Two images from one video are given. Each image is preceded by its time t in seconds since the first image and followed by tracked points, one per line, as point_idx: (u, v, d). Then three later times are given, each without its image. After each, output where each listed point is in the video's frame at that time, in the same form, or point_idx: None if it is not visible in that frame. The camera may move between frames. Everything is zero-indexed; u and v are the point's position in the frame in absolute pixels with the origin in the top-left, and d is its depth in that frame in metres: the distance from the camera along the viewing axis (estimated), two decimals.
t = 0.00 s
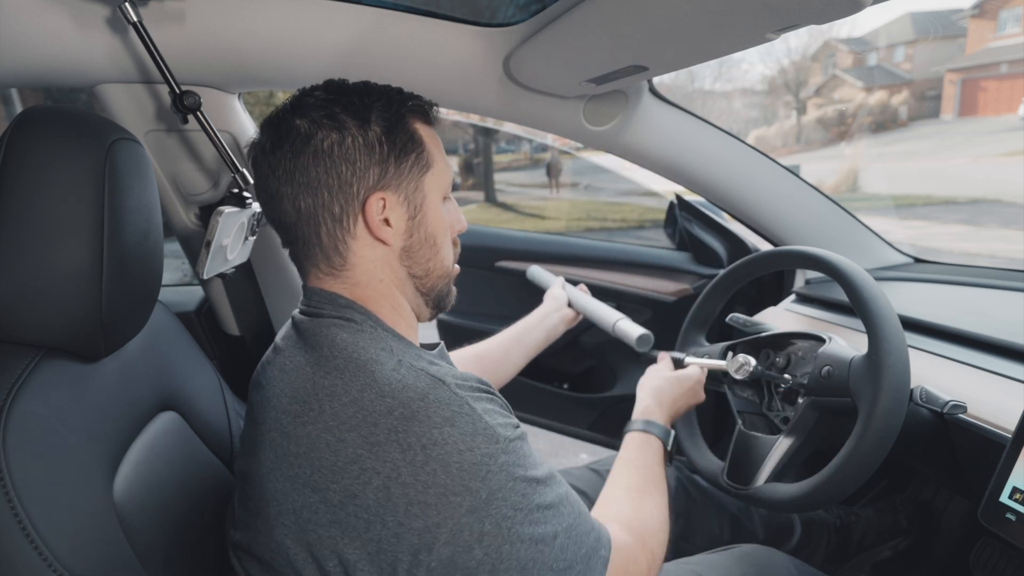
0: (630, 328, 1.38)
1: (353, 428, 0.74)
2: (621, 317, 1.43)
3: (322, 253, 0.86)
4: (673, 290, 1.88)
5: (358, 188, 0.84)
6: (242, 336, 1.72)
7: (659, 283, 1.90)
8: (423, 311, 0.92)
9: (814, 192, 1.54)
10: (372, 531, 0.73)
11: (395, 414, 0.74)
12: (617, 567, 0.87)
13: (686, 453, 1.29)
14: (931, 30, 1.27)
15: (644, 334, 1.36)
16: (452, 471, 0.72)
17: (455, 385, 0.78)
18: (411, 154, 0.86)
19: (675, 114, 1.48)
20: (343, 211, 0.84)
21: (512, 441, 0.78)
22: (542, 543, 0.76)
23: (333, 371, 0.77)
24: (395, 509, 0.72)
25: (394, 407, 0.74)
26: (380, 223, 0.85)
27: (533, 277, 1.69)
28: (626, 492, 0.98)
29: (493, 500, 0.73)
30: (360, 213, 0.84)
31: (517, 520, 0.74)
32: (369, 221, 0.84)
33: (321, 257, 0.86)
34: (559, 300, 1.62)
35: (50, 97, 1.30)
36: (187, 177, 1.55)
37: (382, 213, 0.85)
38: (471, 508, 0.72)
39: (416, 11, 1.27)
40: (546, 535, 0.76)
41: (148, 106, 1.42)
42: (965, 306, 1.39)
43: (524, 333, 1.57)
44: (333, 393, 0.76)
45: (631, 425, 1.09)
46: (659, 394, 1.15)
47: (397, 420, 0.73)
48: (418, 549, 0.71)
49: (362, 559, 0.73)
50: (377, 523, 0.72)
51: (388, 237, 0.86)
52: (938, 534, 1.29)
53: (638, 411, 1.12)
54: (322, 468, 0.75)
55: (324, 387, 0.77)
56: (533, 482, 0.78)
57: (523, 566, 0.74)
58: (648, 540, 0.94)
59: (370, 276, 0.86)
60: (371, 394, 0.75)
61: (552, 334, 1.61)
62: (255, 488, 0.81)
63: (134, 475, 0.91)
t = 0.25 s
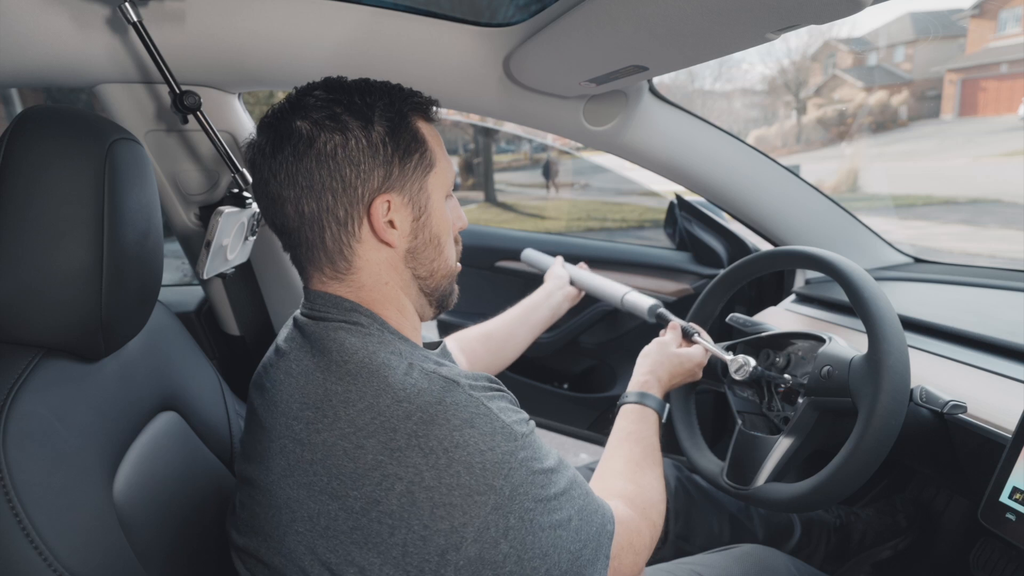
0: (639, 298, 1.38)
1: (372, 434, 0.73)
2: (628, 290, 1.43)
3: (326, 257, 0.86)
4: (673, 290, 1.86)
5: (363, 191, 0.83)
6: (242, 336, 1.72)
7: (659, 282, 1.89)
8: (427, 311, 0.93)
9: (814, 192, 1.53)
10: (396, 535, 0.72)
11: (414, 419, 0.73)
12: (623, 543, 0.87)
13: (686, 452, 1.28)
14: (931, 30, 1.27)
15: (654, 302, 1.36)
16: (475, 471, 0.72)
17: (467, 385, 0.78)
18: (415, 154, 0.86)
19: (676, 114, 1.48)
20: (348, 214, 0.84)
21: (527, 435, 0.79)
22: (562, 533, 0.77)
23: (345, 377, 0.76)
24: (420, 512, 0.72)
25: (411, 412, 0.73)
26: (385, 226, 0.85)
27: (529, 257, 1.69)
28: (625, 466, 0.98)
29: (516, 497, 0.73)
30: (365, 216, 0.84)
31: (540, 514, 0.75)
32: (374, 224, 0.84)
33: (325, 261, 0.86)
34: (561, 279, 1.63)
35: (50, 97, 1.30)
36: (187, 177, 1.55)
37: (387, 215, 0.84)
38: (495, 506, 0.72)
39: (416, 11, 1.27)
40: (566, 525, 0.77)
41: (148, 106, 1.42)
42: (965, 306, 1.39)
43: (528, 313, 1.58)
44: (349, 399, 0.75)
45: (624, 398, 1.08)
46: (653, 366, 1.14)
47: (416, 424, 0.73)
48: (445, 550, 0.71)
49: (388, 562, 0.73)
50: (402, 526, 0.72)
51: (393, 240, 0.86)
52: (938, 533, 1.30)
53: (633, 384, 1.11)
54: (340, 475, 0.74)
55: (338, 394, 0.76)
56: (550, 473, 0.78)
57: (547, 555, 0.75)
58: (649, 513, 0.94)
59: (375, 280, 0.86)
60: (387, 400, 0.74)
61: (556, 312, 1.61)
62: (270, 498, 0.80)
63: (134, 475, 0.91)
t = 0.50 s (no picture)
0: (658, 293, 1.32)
1: (378, 440, 0.73)
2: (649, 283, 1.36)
3: (329, 260, 0.86)
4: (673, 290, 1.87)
5: (367, 193, 0.83)
6: (242, 335, 1.72)
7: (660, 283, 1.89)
8: (430, 312, 0.93)
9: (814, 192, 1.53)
10: (402, 540, 0.73)
11: (420, 424, 0.73)
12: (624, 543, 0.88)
13: (686, 453, 1.28)
14: (931, 30, 1.27)
15: (673, 298, 1.30)
16: (483, 476, 0.72)
17: (473, 388, 0.78)
18: (418, 155, 0.86)
19: (676, 114, 1.48)
20: (351, 217, 0.84)
21: (532, 439, 0.79)
22: (568, 536, 0.77)
23: (351, 382, 0.76)
24: (426, 518, 0.72)
25: (418, 417, 0.73)
26: (389, 228, 0.85)
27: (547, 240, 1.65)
28: (627, 464, 0.98)
29: (523, 501, 0.74)
30: (369, 218, 0.84)
31: (547, 517, 0.75)
32: (377, 226, 0.84)
33: (328, 264, 0.86)
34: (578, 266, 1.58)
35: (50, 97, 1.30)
36: (187, 176, 1.55)
37: (390, 217, 0.85)
38: (503, 511, 0.73)
39: (416, 11, 1.27)
40: (572, 527, 0.78)
41: (148, 105, 1.42)
42: (965, 306, 1.39)
43: (540, 302, 1.58)
44: (354, 403, 0.75)
45: (630, 394, 1.08)
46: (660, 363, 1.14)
47: (422, 429, 0.73)
48: (452, 555, 0.72)
49: (394, 567, 0.73)
50: (409, 531, 0.72)
51: (396, 242, 0.86)
52: (938, 533, 1.30)
53: (638, 380, 1.11)
54: (345, 480, 0.74)
55: (343, 398, 0.76)
56: (556, 477, 0.78)
57: (553, 559, 0.75)
58: (651, 511, 0.94)
59: (378, 282, 0.86)
60: (393, 405, 0.74)
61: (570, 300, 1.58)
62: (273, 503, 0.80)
63: (134, 475, 0.91)
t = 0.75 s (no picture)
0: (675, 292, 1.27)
1: (378, 446, 0.73)
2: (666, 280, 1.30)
3: (331, 261, 0.86)
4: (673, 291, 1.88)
5: (369, 195, 0.83)
6: (242, 335, 1.72)
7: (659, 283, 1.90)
8: (432, 314, 0.93)
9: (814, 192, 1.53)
10: (402, 547, 0.72)
11: (421, 430, 0.73)
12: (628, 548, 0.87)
13: (687, 452, 1.28)
14: (931, 31, 1.27)
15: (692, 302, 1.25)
16: (483, 484, 0.72)
17: (475, 394, 0.78)
18: (421, 156, 0.86)
19: (676, 114, 1.48)
20: (354, 218, 0.84)
21: (534, 446, 0.79)
22: (570, 545, 0.77)
23: (352, 387, 0.76)
24: (427, 526, 0.72)
25: (419, 423, 0.73)
26: (391, 230, 0.85)
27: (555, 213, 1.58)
28: (629, 467, 0.98)
29: (525, 510, 0.74)
30: (372, 220, 0.84)
31: (548, 526, 0.75)
32: (380, 228, 0.84)
33: (330, 265, 0.86)
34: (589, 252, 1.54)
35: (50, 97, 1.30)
36: (187, 176, 1.55)
37: (393, 218, 0.85)
38: (503, 519, 0.72)
39: (416, 11, 1.27)
40: (575, 535, 0.78)
41: (148, 105, 1.42)
42: (965, 306, 1.39)
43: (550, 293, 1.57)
44: (355, 409, 0.75)
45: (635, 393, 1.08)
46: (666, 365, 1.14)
47: (424, 436, 0.73)
48: (453, 563, 0.71)
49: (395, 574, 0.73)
50: (409, 539, 0.72)
51: (399, 243, 0.86)
52: (938, 533, 1.30)
53: (642, 380, 1.11)
54: (346, 486, 0.74)
55: (344, 404, 0.76)
56: (558, 484, 0.78)
57: (555, 567, 0.75)
58: (655, 515, 0.94)
59: (381, 283, 0.86)
60: (394, 411, 0.74)
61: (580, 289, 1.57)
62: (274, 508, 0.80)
63: (134, 475, 0.91)
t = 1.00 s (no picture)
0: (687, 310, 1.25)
1: (376, 449, 0.73)
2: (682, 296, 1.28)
3: (331, 262, 0.86)
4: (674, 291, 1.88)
5: (369, 195, 0.83)
6: (242, 335, 1.72)
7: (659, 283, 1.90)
8: (432, 314, 0.93)
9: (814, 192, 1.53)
10: (398, 551, 0.73)
11: (419, 434, 0.73)
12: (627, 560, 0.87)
13: (687, 453, 1.28)
14: (931, 31, 1.27)
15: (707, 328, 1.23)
16: (480, 490, 0.72)
17: (474, 398, 0.78)
18: (422, 157, 0.86)
19: (676, 114, 1.48)
20: (354, 219, 0.84)
21: (533, 452, 0.78)
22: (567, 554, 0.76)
23: (350, 388, 0.76)
24: (422, 530, 0.72)
25: (417, 426, 0.73)
26: (391, 230, 0.85)
27: (573, 184, 1.46)
28: (629, 479, 0.99)
29: (521, 517, 0.73)
30: (371, 221, 0.84)
31: (544, 534, 0.75)
32: (380, 229, 0.84)
33: (330, 265, 0.86)
34: (602, 241, 1.48)
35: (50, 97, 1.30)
36: (187, 176, 1.55)
37: (393, 219, 0.85)
38: (499, 526, 0.72)
39: (416, 11, 1.27)
40: (570, 543, 0.77)
41: (148, 105, 1.42)
42: (965, 306, 1.39)
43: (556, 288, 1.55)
44: (352, 411, 0.75)
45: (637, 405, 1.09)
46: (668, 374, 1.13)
47: (421, 439, 0.73)
48: (448, 569, 0.71)
49: None
50: (404, 543, 0.72)
51: (399, 244, 0.86)
52: (938, 533, 1.30)
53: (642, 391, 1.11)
54: (343, 489, 0.74)
55: (342, 406, 0.76)
56: (557, 492, 0.78)
57: None
58: (654, 528, 0.94)
59: (381, 284, 0.86)
60: (392, 413, 0.74)
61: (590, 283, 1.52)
62: (272, 508, 0.80)
63: (134, 475, 0.91)
